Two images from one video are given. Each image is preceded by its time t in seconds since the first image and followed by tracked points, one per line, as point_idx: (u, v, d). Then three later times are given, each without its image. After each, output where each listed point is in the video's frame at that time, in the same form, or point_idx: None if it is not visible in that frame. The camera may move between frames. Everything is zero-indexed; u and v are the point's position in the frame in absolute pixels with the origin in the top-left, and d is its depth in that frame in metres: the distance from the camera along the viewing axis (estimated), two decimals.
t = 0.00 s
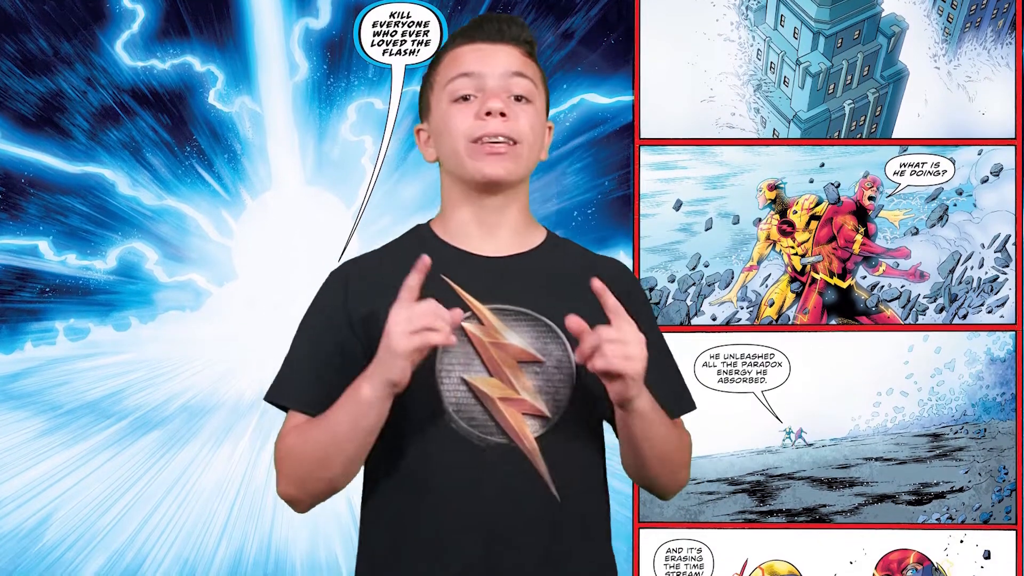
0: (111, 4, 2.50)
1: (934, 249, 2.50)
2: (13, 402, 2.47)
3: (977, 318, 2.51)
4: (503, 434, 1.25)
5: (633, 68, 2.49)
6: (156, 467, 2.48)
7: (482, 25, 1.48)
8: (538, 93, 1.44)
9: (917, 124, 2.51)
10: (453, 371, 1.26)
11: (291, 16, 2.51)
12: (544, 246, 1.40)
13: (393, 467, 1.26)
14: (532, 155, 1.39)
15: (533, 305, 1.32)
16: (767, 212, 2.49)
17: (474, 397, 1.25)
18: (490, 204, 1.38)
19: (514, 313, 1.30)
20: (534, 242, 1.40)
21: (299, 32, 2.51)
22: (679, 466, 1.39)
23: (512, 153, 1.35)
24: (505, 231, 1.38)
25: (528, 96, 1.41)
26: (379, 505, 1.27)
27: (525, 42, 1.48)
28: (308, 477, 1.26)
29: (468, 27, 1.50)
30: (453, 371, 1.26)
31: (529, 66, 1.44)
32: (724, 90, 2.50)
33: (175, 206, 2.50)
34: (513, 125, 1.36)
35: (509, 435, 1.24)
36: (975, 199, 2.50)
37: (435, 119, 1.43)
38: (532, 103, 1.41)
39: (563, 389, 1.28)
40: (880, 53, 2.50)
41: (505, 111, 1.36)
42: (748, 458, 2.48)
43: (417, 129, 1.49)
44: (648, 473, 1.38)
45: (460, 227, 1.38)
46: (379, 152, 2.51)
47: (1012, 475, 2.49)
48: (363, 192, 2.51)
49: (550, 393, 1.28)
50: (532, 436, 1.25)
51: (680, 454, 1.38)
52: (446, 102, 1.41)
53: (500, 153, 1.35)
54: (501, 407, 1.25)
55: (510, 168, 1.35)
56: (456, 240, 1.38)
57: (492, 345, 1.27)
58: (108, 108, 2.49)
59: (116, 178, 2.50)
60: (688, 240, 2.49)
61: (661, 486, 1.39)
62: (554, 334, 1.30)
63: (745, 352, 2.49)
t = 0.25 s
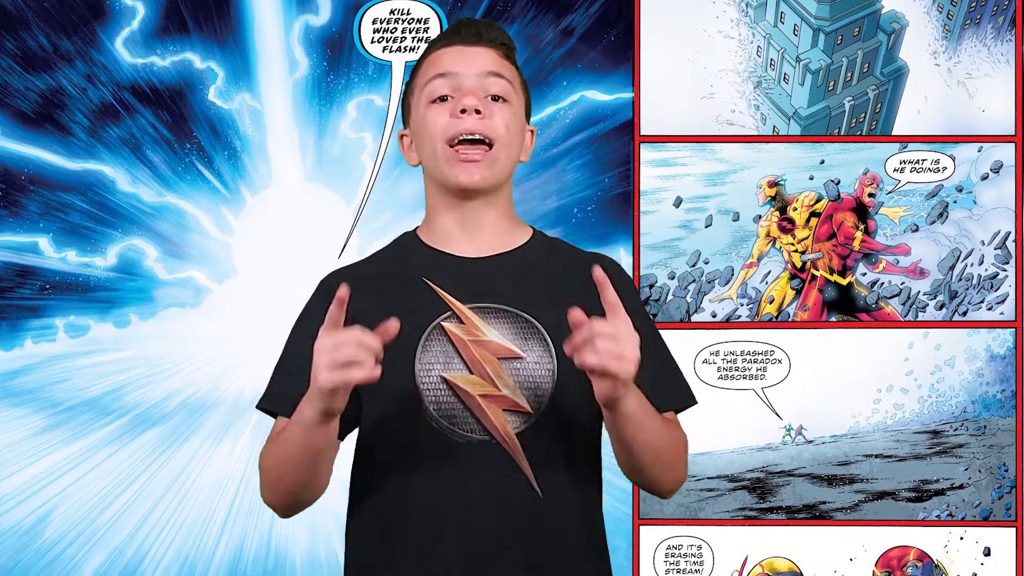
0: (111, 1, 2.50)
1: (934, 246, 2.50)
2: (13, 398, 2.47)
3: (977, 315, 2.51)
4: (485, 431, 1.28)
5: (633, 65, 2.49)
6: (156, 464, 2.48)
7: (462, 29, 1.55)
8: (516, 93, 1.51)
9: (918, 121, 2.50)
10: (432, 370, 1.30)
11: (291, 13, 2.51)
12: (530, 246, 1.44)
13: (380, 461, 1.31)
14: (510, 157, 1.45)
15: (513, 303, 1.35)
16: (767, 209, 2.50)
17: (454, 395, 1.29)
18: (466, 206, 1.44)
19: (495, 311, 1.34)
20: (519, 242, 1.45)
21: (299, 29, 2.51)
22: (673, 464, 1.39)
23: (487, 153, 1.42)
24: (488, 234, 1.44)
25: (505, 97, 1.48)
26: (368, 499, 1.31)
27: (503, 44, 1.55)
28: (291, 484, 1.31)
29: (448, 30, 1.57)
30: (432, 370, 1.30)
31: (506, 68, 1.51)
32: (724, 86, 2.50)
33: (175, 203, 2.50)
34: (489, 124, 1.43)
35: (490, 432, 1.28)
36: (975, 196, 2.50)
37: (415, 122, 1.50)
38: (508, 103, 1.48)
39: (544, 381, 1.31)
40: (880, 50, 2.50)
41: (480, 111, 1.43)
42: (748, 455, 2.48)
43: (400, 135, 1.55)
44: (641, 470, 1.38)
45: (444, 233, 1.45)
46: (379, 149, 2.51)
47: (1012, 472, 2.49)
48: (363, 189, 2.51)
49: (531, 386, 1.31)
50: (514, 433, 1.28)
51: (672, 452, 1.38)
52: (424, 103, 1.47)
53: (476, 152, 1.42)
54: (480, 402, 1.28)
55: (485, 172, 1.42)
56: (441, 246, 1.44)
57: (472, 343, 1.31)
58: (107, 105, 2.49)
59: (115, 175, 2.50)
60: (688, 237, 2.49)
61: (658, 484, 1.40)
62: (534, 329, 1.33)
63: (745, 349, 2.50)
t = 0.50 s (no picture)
0: None
1: (934, 243, 2.50)
2: (13, 395, 2.47)
3: (977, 311, 2.51)
4: (492, 433, 1.33)
5: (633, 62, 2.49)
6: (156, 461, 2.48)
7: (458, 29, 1.54)
8: (517, 91, 1.49)
9: (918, 118, 2.50)
10: (441, 372, 1.35)
11: (291, 10, 2.51)
12: (538, 247, 1.47)
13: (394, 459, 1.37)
14: (514, 158, 1.46)
15: (522, 305, 1.40)
16: (767, 206, 2.49)
17: (464, 398, 1.34)
18: (478, 209, 1.46)
19: (503, 313, 1.39)
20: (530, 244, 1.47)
21: (299, 26, 2.51)
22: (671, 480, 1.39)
23: (492, 158, 1.42)
24: (497, 236, 1.47)
25: (506, 97, 1.47)
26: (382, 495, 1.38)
27: (504, 43, 1.53)
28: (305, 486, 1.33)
29: (445, 31, 1.56)
30: (441, 372, 1.35)
31: (505, 66, 1.50)
32: (724, 83, 2.50)
33: (175, 200, 2.50)
34: (490, 129, 1.43)
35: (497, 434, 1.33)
36: (975, 192, 2.50)
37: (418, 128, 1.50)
38: (510, 104, 1.47)
39: (554, 385, 1.36)
40: (880, 47, 2.50)
41: (481, 117, 1.42)
42: (748, 451, 2.48)
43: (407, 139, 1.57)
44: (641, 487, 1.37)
45: (455, 235, 1.48)
46: (379, 146, 2.51)
47: (1011, 469, 2.49)
48: (363, 186, 2.51)
49: (540, 390, 1.36)
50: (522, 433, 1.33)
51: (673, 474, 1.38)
52: (426, 111, 1.47)
53: (479, 159, 1.42)
54: (488, 405, 1.33)
55: (490, 172, 1.42)
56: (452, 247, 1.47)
57: (481, 345, 1.36)
58: (107, 102, 2.49)
59: (116, 172, 2.50)
60: (688, 234, 2.49)
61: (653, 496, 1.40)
62: (542, 332, 1.38)
63: (745, 345, 2.49)
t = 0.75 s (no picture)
0: None
1: (934, 240, 2.50)
2: (13, 392, 2.47)
3: (978, 308, 2.51)
4: (505, 435, 1.26)
5: (633, 59, 2.49)
6: (156, 458, 2.47)
7: (474, 23, 1.42)
8: (538, 94, 1.40)
9: (918, 115, 2.50)
10: (454, 371, 1.28)
11: (291, 7, 2.51)
12: (554, 244, 1.39)
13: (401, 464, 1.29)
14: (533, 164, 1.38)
15: (537, 304, 1.32)
16: (767, 202, 2.50)
17: (476, 398, 1.27)
18: (491, 210, 1.37)
19: (518, 311, 1.31)
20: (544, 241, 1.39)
21: (299, 23, 2.51)
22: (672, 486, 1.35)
23: (512, 167, 1.34)
24: (512, 231, 1.38)
25: (526, 100, 1.37)
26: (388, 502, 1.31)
27: (526, 39, 1.43)
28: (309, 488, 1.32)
29: (459, 25, 1.44)
30: (453, 372, 1.28)
31: (526, 66, 1.39)
32: (724, 80, 2.50)
33: (175, 196, 2.50)
34: (510, 136, 1.33)
35: (510, 436, 1.26)
36: (975, 189, 2.50)
37: (433, 128, 1.40)
38: (530, 107, 1.38)
39: (568, 387, 1.29)
40: (880, 44, 2.50)
41: (501, 124, 1.32)
42: (748, 448, 2.48)
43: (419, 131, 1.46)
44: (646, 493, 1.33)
45: (468, 231, 1.39)
46: (379, 143, 2.51)
47: (1012, 466, 2.49)
48: (364, 183, 2.52)
49: (554, 392, 1.29)
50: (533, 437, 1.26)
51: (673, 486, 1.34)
52: (441, 113, 1.37)
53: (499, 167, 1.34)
54: (501, 405, 1.27)
55: (511, 184, 1.35)
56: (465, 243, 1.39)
57: (495, 344, 1.29)
58: (107, 98, 2.49)
59: (116, 169, 2.50)
60: (689, 231, 2.49)
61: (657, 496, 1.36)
62: (557, 333, 1.31)
63: (745, 342, 2.49)
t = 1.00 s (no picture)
0: None
1: (934, 237, 2.50)
2: (13, 389, 2.47)
3: (977, 305, 2.51)
4: (506, 450, 1.24)
5: (633, 56, 2.49)
6: (156, 455, 2.47)
7: (485, 18, 1.31)
8: (551, 99, 1.31)
9: (918, 112, 2.50)
10: (455, 386, 1.26)
11: (291, 4, 2.51)
12: (558, 246, 1.34)
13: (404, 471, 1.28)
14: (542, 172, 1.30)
15: (540, 314, 1.28)
16: (767, 199, 2.50)
17: (477, 413, 1.25)
18: (499, 217, 1.31)
19: (521, 322, 1.28)
20: (550, 244, 1.34)
21: (299, 20, 2.51)
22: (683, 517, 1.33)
23: (521, 180, 1.27)
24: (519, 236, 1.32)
25: (539, 108, 1.28)
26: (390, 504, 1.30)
27: (542, 37, 1.32)
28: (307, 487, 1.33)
29: (469, 19, 1.33)
30: (455, 386, 1.26)
31: (540, 71, 1.29)
32: (724, 77, 2.50)
33: (175, 193, 2.50)
34: (521, 150, 1.26)
35: (512, 451, 1.24)
36: (975, 186, 2.50)
37: (439, 132, 1.32)
38: (543, 116, 1.29)
39: (570, 402, 1.26)
40: (880, 41, 2.50)
41: (512, 137, 1.24)
42: (748, 445, 2.48)
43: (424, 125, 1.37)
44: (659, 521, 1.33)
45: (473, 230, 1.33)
46: (379, 140, 2.51)
47: (1012, 463, 2.49)
48: (364, 180, 2.52)
49: (556, 407, 1.26)
50: (535, 453, 1.25)
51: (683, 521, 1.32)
52: (448, 119, 1.29)
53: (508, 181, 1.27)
54: (504, 422, 1.25)
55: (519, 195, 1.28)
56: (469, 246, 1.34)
57: (497, 357, 1.27)
58: (107, 95, 2.49)
59: (116, 165, 2.50)
60: (689, 227, 2.49)
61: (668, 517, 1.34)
62: (561, 346, 1.27)
63: (745, 339, 2.49)
